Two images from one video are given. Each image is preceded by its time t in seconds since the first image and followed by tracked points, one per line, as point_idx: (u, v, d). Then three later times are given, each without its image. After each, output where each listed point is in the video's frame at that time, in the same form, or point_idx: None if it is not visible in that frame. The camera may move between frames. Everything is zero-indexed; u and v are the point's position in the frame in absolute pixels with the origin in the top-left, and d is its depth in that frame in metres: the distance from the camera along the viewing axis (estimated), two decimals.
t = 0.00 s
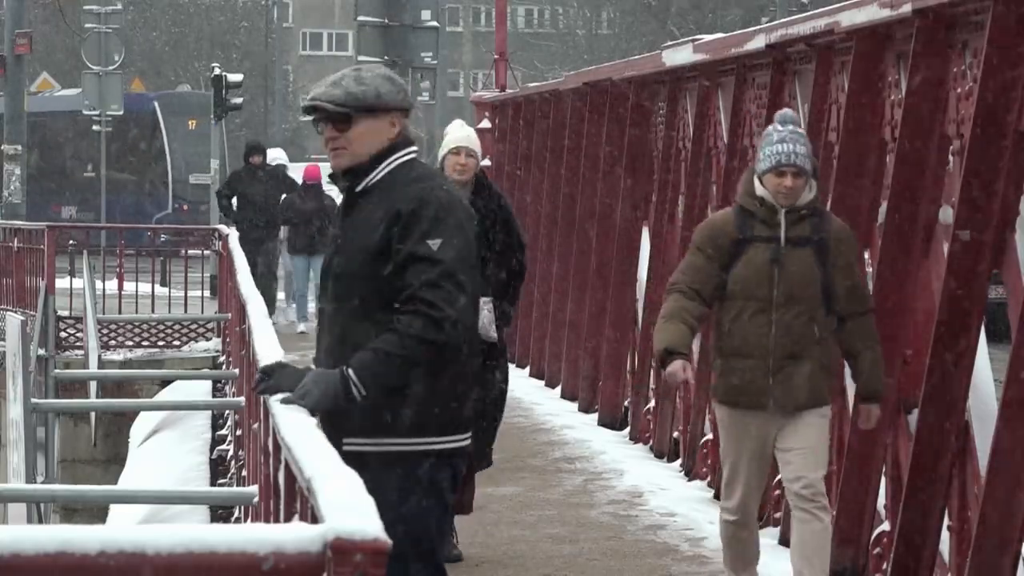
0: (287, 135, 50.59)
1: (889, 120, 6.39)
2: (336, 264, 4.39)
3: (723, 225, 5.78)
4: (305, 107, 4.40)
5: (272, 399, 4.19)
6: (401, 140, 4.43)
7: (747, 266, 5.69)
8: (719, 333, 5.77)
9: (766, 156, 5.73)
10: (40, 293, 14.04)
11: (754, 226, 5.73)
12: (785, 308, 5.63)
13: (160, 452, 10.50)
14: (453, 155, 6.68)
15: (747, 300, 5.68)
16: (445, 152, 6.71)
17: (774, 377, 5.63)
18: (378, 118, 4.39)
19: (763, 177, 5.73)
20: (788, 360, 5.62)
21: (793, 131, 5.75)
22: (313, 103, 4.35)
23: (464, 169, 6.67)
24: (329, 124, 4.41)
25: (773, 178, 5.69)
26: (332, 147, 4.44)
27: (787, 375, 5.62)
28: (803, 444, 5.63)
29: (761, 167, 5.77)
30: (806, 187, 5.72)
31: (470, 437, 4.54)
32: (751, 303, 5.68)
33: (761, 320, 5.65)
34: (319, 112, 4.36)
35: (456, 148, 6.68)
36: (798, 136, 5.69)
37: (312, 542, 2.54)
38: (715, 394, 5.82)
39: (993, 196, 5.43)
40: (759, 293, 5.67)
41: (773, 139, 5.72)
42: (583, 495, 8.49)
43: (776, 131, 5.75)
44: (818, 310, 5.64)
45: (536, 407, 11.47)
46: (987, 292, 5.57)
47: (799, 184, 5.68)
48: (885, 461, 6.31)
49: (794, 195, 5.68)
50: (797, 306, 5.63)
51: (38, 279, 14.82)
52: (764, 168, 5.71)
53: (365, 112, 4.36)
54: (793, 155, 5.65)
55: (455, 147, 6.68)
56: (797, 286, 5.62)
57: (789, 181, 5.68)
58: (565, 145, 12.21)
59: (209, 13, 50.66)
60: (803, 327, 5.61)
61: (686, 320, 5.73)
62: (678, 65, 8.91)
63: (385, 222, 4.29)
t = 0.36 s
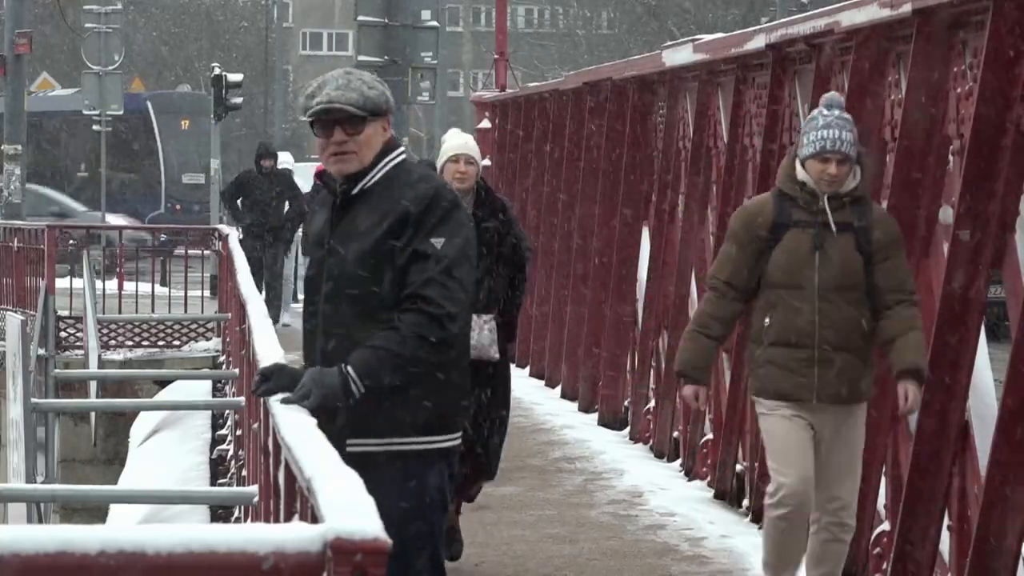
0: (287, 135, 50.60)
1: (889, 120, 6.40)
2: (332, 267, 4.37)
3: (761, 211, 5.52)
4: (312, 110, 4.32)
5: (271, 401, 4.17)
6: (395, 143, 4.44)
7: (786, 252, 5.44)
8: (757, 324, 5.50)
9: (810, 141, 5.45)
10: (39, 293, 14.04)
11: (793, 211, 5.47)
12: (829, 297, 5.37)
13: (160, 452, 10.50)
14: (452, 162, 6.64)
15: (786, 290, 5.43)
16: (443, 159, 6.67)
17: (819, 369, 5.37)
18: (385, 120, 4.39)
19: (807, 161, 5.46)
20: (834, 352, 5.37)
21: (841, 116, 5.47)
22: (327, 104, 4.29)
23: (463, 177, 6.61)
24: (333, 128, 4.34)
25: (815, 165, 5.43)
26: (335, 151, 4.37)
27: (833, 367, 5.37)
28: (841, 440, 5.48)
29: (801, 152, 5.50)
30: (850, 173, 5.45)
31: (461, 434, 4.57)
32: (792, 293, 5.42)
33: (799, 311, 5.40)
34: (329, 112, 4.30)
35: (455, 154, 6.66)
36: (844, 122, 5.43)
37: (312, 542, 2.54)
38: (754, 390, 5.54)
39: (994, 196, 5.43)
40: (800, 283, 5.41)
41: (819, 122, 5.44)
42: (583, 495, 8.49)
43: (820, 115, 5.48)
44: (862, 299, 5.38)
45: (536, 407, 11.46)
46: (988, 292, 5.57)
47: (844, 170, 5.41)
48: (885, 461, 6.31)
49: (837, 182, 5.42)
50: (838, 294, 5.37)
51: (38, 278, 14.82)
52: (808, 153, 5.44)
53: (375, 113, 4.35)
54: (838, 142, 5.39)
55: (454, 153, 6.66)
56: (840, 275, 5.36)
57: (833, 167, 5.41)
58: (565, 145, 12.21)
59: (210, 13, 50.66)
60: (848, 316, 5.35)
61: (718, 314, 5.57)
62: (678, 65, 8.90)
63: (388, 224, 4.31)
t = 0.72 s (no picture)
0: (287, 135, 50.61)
1: (889, 120, 6.39)
2: (331, 271, 4.37)
3: (773, 234, 5.20)
4: (310, 110, 4.31)
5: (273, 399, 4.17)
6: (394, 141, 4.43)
7: (803, 273, 5.12)
8: (778, 353, 5.19)
9: (814, 155, 5.19)
10: (40, 293, 14.04)
11: (808, 230, 5.16)
12: (850, 317, 5.07)
13: (160, 452, 10.50)
14: (467, 168, 6.51)
15: (806, 314, 5.12)
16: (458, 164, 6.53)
17: (847, 394, 5.07)
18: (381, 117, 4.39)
19: (813, 178, 5.20)
20: (858, 374, 5.07)
21: (845, 127, 5.23)
22: (324, 104, 4.29)
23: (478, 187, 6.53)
24: (330, 127, 4.34)
25: (824, 178, 5.16)
26: (334, 152, 4.37)
27: (859, 391, 5.07)
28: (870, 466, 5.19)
29: (810, 167, 5.22)
30: (861, 184, 5.18)
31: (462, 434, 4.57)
32: (811, 316, 5.11)
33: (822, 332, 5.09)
34: (326, 112, 4.31)
35: (470, 161, 6.50)
36: (849, 130, 5.18)
37: (312, 542, 2.54)
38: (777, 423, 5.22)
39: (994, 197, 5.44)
40: (819, 304, 5.10)
41: (822, 136, 5.19)
42: (583, 495, 8.49)
43: (825, 127, 5.23)
44: (885, 315, 5.09)
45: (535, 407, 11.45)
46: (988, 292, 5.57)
47: (854, 181, 5.14)
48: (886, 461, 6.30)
49: (848, 194, 5.15)
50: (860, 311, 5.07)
51: (38, 278, 14.82)
52: (814, 168, 5.17)
53: (372, 112, 4.35)
54: (845, 151, 5.13)
55: (470, 158, 6.50)
56: (860, 292, 5.07)
57: (843, 178, 5.14)
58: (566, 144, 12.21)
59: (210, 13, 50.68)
60: (870, 334, 5.07)
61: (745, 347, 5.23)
62: (678, 65, 8.90)
63: (386, 225, 4.31)
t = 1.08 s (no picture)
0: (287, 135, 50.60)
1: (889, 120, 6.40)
2: (331, 270, 4.38)
3: (803, 235, 5.05)
4: (298, 110, 4.33)
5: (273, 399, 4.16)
6: (393, 140, 4.42)
7: (831, 279, 4.97)
8: (803, 359, 5.03)
9: (849, 157, 5.02)
10: (40, 293, 14.03)
11: (838, 235, 5.00)
12: (878, 328, 4.91)
13: (160, 452, 10.49)
14: (482, 156, 6.11)
15: (832, 322, 4.97)
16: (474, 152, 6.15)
17: (872, 408, 4.91)
18: (376, 118, 4.37)
19: (846, 181, 5.03)
20: (885, 389, 4.91)
21: (882, 126, 5.04)
22: (309, 103, 4.30)
23: (493, 175, 6.12)
24: (322, 127, 4.34)
25: (858, 181, 4.99)
26: (327, 150, 4.38)
27: (885, 405, 4.90)
28: (890, 490, 4.95)
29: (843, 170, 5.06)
30: (897, 191, 5.01)
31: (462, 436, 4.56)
32: (838, 323, 4.95)
33: (849, 341, 4.93)
34: (315, 113, 4.31)
35: (485, 149, 6.11)
36: (886, 133, 4.99)
37: (312, 542, 2.54)
38: (796, 430, 5.08)
39: (993, 196, 5.44)
40: (847, 313, 4.95)
41: (857, 136, 5.02)
42: (583, 494, 8.49)
43: (861, 126, 5.07)
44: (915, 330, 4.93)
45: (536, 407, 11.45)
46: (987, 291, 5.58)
47: (889, 186, 4.98)
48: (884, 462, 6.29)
49: (882, 199, 4.98)
50: (889, 323, 4.91)
51: (38, 278, 14.81)
52: (848, 170, 5.01)
53: (366, 112, 4.34)
54: (882, 153, 4.95)
55: (484, 146, 6.12)
56: (890, 303, 4.91)
57: (877, 182, 4.97)
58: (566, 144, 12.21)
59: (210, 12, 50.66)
60: (900, 347, 4.89)
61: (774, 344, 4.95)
62: (678, 65, 8.89)
63: (385, 225, 4.32)
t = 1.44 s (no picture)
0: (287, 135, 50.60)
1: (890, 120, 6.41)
2: (327, 270, 4.39)
3: (837, 226, 4.80)
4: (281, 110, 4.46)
5: (272, 400, 4.15)
6: (384, 142, 4.42)
7: (866, 271, 4.73)
8: (836, 358, 4.80)
9: (888, 140, 4.80)
10: (39, 293, 14.03)
11: (875, 225, 4.76)
12: (915, 323, 4.66)
13: (160, 452, 10.49)
14: (501, 154, 5.73)
15: (866, 317, 4.72)
16: (491, 149, 5.77)
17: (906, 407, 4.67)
18: (360, 120, 4.40)
19: (886, 165, 4.79)
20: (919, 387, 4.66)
21: (924, 110, 4.83)
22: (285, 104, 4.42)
23: (513, 173, 5.76)
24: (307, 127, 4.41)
25: (897, 165, 4.76)
26: (311, 149, 4.44)
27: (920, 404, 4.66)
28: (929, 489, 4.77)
29: (881, 158, 4.83)
30: (937, 178, 4.77)
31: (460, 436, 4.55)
32: (873, 319, 4.71)
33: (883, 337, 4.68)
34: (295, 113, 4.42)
35: (505, 146, 5.75)
36: (928, 115, 4.79)
37: (312, 541, 2.54)
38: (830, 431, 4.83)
39: (995, 194, 5.42)
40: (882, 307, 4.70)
41: (899, 118, 4.81)
42: (583, 494, 8.49)
43: (901, 109, 4.86)
44: (956, 326, 4.68)
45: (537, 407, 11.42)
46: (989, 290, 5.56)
47: (930, 171, 4.74)
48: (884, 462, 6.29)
49: (921, 185, 4.74)
50: (925, 318, 4.66)
51: (38, 278, 14.81)
52: (887, 153, 4.78)
53: (345, 112, 4.37)
54: (921, 134, 4.73)
55: (504, 144, 5.75)
56: (930, 297, 4.66)
57: (917, 167, 4.74)
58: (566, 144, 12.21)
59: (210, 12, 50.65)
60: (938, 345, 4.65)
61: (793, 351, 4.87)
62: (677, 65, 8.89)
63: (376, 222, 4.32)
